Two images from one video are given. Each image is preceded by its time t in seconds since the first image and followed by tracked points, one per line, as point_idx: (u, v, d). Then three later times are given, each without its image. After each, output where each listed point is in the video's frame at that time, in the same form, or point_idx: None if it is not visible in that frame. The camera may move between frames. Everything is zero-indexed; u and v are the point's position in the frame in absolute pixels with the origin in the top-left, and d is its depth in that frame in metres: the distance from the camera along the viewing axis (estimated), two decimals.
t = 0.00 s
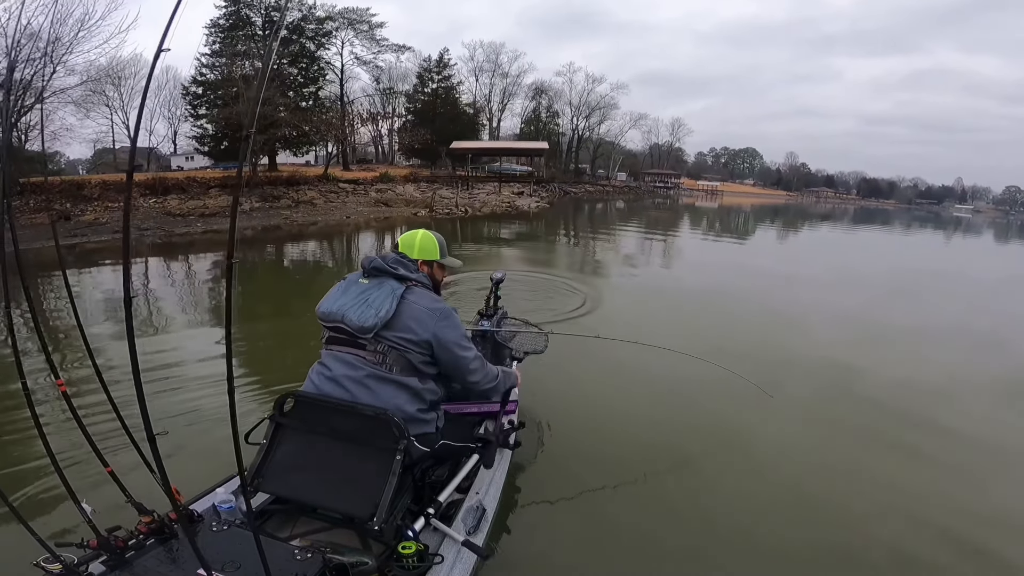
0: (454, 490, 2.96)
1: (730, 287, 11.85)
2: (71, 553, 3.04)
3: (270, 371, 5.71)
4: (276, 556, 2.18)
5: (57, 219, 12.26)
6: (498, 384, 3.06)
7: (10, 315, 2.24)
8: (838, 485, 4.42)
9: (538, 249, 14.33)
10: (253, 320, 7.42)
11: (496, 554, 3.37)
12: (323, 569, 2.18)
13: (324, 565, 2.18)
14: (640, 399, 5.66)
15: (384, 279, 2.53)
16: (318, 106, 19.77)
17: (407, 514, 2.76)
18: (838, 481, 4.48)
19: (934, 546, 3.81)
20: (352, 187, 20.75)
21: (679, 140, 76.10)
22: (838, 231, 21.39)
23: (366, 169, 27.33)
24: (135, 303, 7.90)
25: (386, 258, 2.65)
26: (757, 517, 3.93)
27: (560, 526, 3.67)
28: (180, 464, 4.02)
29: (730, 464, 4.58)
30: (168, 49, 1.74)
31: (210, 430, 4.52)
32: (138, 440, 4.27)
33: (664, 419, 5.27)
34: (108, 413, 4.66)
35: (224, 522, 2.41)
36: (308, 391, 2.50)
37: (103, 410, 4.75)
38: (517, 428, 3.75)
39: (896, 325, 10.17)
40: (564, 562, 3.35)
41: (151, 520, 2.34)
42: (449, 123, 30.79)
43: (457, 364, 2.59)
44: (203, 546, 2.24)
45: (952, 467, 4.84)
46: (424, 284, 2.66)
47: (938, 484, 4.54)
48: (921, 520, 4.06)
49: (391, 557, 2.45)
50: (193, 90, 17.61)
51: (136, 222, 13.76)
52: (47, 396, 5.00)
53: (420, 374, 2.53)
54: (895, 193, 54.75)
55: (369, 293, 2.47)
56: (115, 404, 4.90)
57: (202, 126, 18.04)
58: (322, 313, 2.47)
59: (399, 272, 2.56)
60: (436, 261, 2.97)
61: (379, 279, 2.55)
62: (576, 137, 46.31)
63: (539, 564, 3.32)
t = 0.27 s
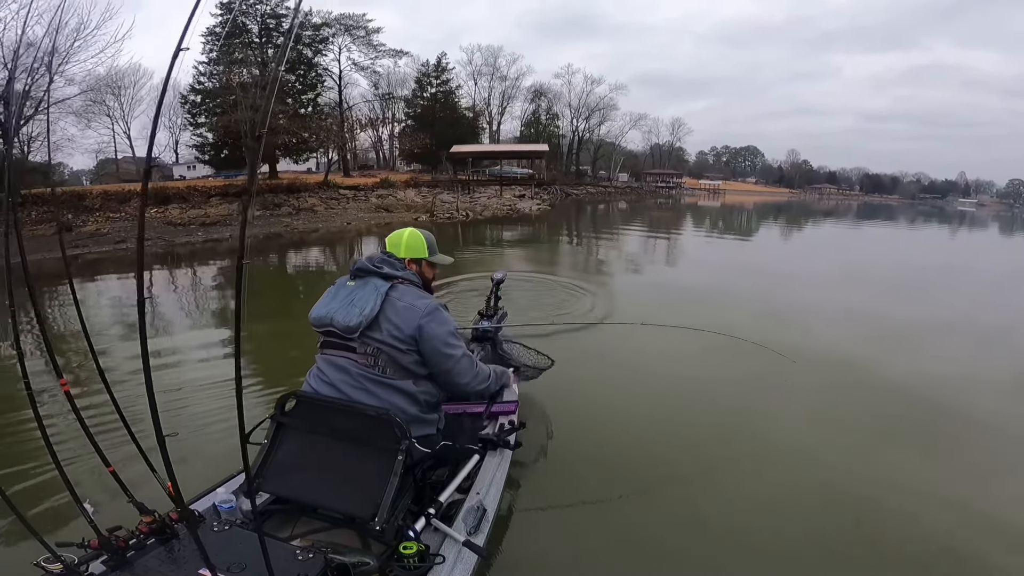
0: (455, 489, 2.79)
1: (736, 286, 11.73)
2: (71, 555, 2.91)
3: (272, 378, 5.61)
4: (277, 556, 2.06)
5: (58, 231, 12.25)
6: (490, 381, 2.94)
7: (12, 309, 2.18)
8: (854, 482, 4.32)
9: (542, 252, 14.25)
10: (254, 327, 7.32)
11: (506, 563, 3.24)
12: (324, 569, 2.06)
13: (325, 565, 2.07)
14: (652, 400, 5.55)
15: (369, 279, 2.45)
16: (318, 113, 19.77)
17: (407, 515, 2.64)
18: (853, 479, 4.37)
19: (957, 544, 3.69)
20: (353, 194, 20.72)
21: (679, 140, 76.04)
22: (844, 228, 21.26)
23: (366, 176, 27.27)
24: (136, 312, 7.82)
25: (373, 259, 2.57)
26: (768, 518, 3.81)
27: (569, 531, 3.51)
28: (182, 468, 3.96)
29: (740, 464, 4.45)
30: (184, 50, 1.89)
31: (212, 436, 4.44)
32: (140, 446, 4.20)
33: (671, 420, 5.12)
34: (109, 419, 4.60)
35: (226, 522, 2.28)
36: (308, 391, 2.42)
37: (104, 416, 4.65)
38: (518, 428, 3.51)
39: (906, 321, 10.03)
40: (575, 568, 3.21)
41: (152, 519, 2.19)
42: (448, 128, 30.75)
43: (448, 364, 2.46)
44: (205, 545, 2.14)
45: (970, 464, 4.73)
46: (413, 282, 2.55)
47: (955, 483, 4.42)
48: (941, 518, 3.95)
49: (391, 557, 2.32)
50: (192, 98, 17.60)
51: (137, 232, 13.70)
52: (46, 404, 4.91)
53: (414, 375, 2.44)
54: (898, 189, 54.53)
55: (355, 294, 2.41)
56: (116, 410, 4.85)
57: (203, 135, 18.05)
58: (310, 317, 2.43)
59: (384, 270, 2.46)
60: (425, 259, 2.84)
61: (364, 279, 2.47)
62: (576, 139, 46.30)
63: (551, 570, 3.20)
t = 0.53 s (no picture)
0: (454, 487, 2.73)
1: (745, 283, 11.58)
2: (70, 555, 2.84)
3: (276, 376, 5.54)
4: (274, 556, 2.00)
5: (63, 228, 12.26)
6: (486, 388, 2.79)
7: None
8: (873, 477, 4.23)
9: (547, 249, 14.15)
10: (258, 323, 7.27)
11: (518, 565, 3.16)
12: (320, 568, 1.99)
13: (321, 565, 1.99)
14: (666, 399, 5.44)
15: (365, 279, 2.39)
16: (323, 109, 19.73)
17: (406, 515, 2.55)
18: (874, 475, 4.27)
19: (980, 540, 3.59)
20: (358, 191, 20.68)
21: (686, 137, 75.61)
22: (853, 225, 21.04)
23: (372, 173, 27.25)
24: (141, 308, 7.78)
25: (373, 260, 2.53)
26: (784, 516, 3.70)
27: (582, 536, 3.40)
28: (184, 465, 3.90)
29: (753, 464, 4.31)
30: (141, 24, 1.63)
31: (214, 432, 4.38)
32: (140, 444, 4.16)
33: (684, 421, 4.98)
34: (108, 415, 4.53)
35: (225, 522, 2.20)
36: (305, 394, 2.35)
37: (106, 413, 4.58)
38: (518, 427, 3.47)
39: (918, 318, 9.86)
40: (584, 573, 3.10)
41: (149, 521, 2.12)
42: (454, 125, 30.67)
43: (439, 369, 2.33)
44: (203, 546, 2.06)
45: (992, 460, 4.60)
46: (409, 283, 2.47)
47: (976, 477, 4.31)
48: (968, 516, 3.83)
49: (390, 557, 2.24)
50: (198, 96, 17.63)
51: (141, 228, 13.72)
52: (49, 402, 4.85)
53: (408, 377, 2.37)
54: (909, 187, 53.96)
55: (349, 294, 2.35)
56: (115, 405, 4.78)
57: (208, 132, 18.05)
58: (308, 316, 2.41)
59: (379, 269, 2.40)
60: (424, 260, 2.76)
61: (361, 279, 2.41)
62: (583, 136, 46.11)
63: (562, 571, 3.11)
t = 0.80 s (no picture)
0: (454, 489, 2.91)
1: (729, 297, 11.82)
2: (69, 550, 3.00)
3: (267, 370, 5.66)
4: (277, 553, 2.16)
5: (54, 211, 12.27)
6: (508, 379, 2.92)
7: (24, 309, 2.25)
8: (841, 491, 4.47)
9: (539, 254, 14.35)
10: (251, 317, 7.38)
11: (503, 566, 3.33)
12: (325, 568, 2.15)
13: (326, 564, 2.16)
14: (652, 408, 5.64)
15: (370, 282, 2.48)
16: (323, 104, 19.81)
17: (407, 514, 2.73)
18: (843, 489, 4.50)
19: (939, 556, 3.82)
20: (353, 187, 20.78)
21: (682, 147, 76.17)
22: (840, 244, 21.44)
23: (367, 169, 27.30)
24: (135, 298, 7.87)
25: (375, 261, 2.61)
26: (762, 523, 3.95)
27: (572, 541, 3.58)
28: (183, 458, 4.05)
29: (732, 473, 4.54)
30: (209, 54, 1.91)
31: (210, 426, 4.52)
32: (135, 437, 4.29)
33: (669, 429, 5.18)
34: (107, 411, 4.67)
35: (224, 521, 2.36)
36: (307, 390, 2.52)
37: (106, 408, 4.72)
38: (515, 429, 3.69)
39: (895, 339, 10.15)
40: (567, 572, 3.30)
41: (149, 518, 2.29)
42: (452, 124, 30.78)
43: (448, 370, 2.46)
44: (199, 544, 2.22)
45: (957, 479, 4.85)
46: (414, 285, 2.60)
47: (940, 494, 4.57)
48: (931, 534, 4.06)
49: (390, 557, 2.41)
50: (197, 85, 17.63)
51: (130, 215, 13.76)
52: (48, 394, 4.96)
53: (415, 379, 2.51)
54: (898, 207, 54.78)
55: (356, 298, 2.44)
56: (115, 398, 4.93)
57: (206, 122, 18.08)
58: (310, 319, 2.46)
59: (386, 272, 2.51)
60: (430, 259, 2.86)
61: (366, 282, 2.50)
62: (580, 141, 46.39)
63: (541, 569, 3.31)
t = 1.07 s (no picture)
0: (456, 487, 2.72)
1: (747, 285, 11.51)
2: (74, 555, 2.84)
3: (275, 371, 5.51)
4: (273, 558, 1.97)
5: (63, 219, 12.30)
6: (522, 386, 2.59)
7: None
8: (876, 484, 4.22)
9: (550, 247, 14.12)
10: (258, 317, 7.25)
11: (522, 568, 3.13)
12: (322, 568, 1.97)
13: (323, 564, 1.98)
14: (672, 401, 5.40)
15: (354, 286, 2.18)
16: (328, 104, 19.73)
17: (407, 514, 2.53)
18: (877, 483, 4.24)
19: (987, 553, 3.57)
20: (361, 186, 20.69)
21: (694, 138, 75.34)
22: (860, 228, 20.91)
23: (376, 168, 27.19)
24: (144, 301, 7.77)
25: (356, 260, 2.30)
26: (783, 521, 3.70)
27: (587, 542, 3.36)
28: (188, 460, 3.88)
29: (757, 468, 4.30)
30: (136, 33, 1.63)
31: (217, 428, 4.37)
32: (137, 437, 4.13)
33: (689, 424, 4.94)
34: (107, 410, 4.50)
35: (227, 522, 2.18)
36: (305, 392, 2.31)
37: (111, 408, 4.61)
38: (520, 426, 3.50)
39: (923, 323, 9.78)
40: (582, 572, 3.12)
41: (151, 521, 2.09)
42: (460, 121, 30.60)
43: (448, 376, 2.19)
44: (204, 547, 2.03)
45: (999, 470, 4.58)
46: (402, 282, 2.28)
47: (976, 487, 4.29)
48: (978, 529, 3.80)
49: (390, 557, 2.22)
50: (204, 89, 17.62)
51: (142, 221, 13.77)
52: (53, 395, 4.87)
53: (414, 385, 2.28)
54: (917, 190, 53.65)
55: (339, 304, 2.16)
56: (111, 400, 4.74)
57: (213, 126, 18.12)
58: (295, 330, 2.22)
59: (368, 272, 2.19)
60: (413, 255, 2.54)
61: (349, 286, 2.20)
62: (589, 135, 45.99)
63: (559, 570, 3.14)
